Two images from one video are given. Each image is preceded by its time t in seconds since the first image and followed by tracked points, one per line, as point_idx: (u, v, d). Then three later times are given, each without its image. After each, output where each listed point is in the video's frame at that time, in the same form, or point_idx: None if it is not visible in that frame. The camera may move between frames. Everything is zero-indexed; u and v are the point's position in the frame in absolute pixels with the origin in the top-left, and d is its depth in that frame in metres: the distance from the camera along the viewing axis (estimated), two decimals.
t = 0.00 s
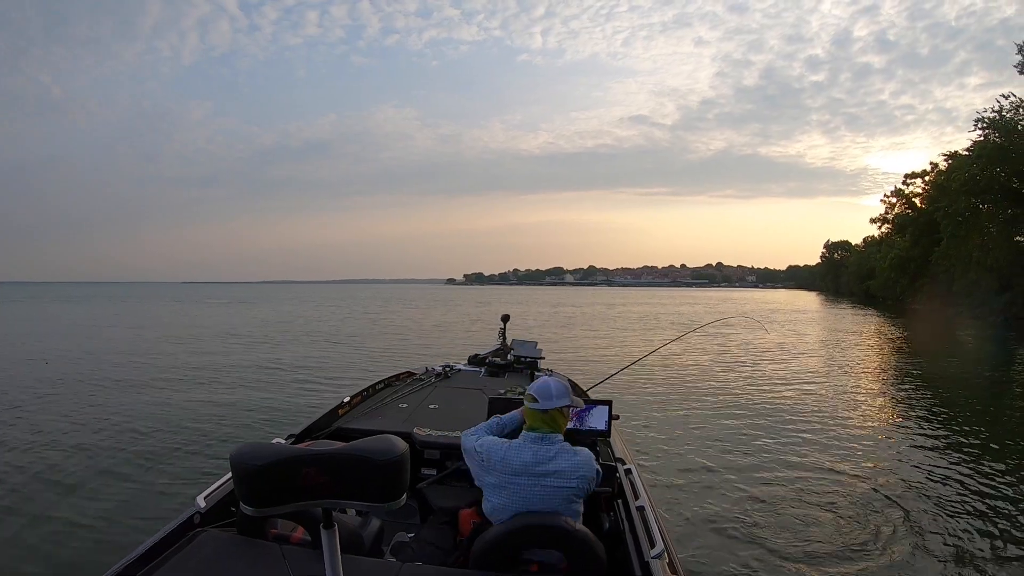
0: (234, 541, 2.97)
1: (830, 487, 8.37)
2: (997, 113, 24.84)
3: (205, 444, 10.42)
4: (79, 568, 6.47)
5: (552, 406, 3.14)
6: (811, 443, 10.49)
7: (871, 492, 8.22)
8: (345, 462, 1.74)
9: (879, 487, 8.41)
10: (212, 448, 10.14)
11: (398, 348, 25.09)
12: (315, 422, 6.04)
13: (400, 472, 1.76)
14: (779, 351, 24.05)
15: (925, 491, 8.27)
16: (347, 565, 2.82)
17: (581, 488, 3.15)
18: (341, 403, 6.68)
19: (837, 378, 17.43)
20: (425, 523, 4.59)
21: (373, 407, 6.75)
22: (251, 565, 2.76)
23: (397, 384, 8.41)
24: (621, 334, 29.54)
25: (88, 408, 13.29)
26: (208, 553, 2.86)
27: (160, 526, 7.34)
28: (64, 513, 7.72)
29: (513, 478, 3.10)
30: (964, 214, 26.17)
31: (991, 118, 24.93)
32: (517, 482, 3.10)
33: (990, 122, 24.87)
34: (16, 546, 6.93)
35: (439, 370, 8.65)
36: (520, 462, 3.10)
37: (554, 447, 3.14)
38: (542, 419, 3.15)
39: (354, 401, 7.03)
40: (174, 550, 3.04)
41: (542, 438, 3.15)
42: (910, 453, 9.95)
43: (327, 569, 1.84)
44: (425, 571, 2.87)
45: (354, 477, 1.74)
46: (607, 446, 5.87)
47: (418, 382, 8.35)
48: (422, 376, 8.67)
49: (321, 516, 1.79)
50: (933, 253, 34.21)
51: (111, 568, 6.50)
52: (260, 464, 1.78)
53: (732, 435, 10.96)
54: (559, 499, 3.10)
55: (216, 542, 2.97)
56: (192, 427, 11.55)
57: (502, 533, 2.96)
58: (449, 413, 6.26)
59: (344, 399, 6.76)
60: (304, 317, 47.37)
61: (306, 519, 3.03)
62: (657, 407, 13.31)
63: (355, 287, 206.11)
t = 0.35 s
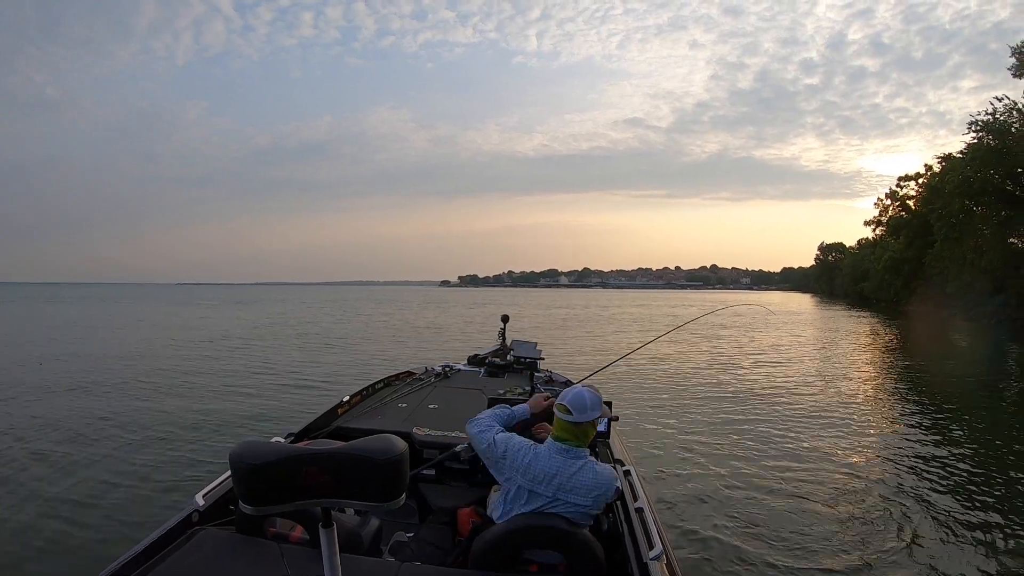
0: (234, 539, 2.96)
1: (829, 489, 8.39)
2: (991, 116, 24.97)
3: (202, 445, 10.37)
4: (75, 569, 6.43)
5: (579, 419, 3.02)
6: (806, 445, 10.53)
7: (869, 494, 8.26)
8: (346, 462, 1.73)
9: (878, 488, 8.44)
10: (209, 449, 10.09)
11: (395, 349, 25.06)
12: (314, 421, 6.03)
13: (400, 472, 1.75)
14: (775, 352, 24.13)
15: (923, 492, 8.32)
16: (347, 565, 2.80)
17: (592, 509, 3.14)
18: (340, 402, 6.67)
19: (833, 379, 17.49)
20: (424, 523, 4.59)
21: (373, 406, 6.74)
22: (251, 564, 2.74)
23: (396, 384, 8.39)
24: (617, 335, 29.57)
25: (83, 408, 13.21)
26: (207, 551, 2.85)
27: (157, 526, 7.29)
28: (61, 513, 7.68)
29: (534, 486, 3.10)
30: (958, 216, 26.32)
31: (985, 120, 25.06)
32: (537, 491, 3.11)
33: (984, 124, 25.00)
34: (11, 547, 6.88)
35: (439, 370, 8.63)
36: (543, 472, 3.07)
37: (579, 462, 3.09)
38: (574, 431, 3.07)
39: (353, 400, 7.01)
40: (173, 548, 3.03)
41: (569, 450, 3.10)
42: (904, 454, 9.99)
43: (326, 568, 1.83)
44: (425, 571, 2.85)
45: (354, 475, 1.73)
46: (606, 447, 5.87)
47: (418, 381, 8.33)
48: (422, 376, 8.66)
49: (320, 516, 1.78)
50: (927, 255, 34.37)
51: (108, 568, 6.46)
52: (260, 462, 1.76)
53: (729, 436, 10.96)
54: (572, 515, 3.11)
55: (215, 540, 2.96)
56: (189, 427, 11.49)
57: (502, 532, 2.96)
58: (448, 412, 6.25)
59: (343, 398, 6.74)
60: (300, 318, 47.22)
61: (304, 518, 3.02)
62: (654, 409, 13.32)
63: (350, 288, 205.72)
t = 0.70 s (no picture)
0: (229, 537, 2.95)
1: (825, 488, 8.37)
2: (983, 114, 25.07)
3: (197, 446, 10.32)
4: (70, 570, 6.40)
5: (599, 422, 3.00)
6: (802, 444, 10.53)
7: (866, 493, 8.25)
8: (343, 462, 1.72)
9: (874, 488, 8.43)
10: (205, 450, 10.05)
11: (391, 350, 25.01)
12: (311, 421, 6.01)
13: (397, 473, 1.75)
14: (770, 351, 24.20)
15: (919, 491, 8.32)
16: (342, 566, 2.79)
17: (597, 518, 3.09)
18: (337, 402, 6.66)
19: (827, 378, 17.53)
20: (420, 524, 4.60)
21: (370, 407, 6.73)
22: (245, 563, 2.73)
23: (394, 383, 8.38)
24: (613, 335, 29.62)
25: (78, 410, 13.14)
26: (202, 550, 2.83)
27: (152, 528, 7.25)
28: (57, 514, 7.65)
29: (542, 488, 3.10)
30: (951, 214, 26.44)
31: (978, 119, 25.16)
32: (545, 492, 3.10)
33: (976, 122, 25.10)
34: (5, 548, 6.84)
35: (436, 370, 8.64)
36: (552, 473, 3.09)
37: (590, 468, 3.07)
38: (590, 435, 3.05)
39: (350, 400, 7.00)
40: (167, 545, 3.01)
41: (581, 454, 3.07)
42: (900, 454, 9.98)
43: (320, 567, 1.82)
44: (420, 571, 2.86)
45: (350, 476, 1.73)
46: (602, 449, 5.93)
47: (415, 382, 8.34)
48: (419, 376, 8.67)
49: (315, 515, 1.77)
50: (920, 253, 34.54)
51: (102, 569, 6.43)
52: (255, 461, 1.74)
53: (722, 436, 10.93)
54: (578, 521, 3.08)
55: (210, 539, 2.94)
56: (184, 429, 11.45)
57: (499, 533, 2.97)
58: (446, 413, 6.25)
59: (340, 398, 6.73)
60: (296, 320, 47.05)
61: (299, 517, 3.00)
62: (650, 408, 13.35)
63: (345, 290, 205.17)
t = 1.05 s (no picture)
0: (228, 537, 2.94)
1: (824, 487, 8.29)
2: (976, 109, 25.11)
3: (196, 448, 10.30)
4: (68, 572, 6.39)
5: (617, 433, 2.98)
6: (802, 441, 10.49)
7: (865, 490, 8.22)
8: (342, 462, 1.72)
9: (874, 487, 8.35)
10: (203, 451, 10.03)
11: (388, 350, 24.98)
12: (309, 422, 5.99)
13: (396, 474, 1.74)
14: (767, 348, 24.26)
15: (919, 488, 8.29)
16: (340, 565, 2.78)
17: (601, 527, 3.08)
18: (335, 403, 6.64)
19: (824, 375, 17.56)
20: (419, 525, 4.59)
21: (369, 407, 6.71)
22: (244, 562, 2.72)
23: (393, 383, 8.36)
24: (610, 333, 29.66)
25: (74, 413, 13.10)
26: (201, 549, 2.82)
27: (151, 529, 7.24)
28: (55, 516, 7.64)
29: (550, 489, 3.09)
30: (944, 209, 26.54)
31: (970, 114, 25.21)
32: (554, 495, 3.09)
33: (969, 118, 25.13)
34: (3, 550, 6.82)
35: (436, 370, 8.63)
36: (564, 475, 3.07)
37: (603, 477, 3.06)
38: (607, 443, 3.04)
39: (349, 401, 6.98)
40: (165, 546, 3.00)
41: (597, 462, 3.07)
42: (899, 450, 9.95)
43: (318, 567, 1.81)
44: (418, 570, 2.84)
45: (349, 476, 1.72)
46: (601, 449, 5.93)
47: (414, 382, 8.33)
48: (419, 376, 8.67)
49: (313, 514, 1.77)
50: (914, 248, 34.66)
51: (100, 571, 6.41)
52: (253, 461, 1.74)
53: (721, 434, 10.90)
54: (581, 527, 3.07)
55: (209, 538, 2.93)
56: (181, 431, 11.41)
57: (500, 532, 2.96)
58: (445, 414, 6.23)
59: (339, 399, 6.71)
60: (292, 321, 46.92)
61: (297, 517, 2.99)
62: (648, 406, 13.36)
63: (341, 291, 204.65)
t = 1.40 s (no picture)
0: (232, 541, 2.93)
1: (826, 487, 8.23)
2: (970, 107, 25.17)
3: (196, 449, 10.27)
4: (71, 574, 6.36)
5: (634, 441, 2.99)
6: (800, 439, 10.52)
7: (864, 487, 8.26)
8: (343, 463, 1.71)
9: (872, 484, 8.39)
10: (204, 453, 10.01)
11: (386, 351, 24.93)
12: (312, 425, 5.97)
13: (399, 474, 1.74)
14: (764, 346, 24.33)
15: (917, 485, 8.33)
16: (346, 567, 2.77)
17: (608, 530, 3.09)
18: (337, 405, 6.62)
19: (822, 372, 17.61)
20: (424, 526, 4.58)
21: (371, 408, 6.70)
22: (248, 566, 2.71)
23: (394, 384, 8.35)
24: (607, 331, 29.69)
25: (73, 416, 13.05)
26: (207, 553, 2.82)
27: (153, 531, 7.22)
28: (56, 519, 7.61)
29: (561, 490, 3.11)
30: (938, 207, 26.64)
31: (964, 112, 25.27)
32: (564, 495, 3.11)
33: (963, 116, 25.18)
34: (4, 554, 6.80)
35: (437, 371, 8.63)
36: (577, 477, 3.09)
37: (615, 481, 3.07)
38: (621, 448, 3.05)
39: (351, 402, 6.96)
40: (171, 550, 2.99)
41: (610, 466, 3.08)
42: (898, 447, 9.99)
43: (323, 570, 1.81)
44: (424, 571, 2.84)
45: (351, 478, 1.71)
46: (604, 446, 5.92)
47: (416, 382, 8.32)
48: (420, 377, 8.66)
49: (317, 517, 1.77)
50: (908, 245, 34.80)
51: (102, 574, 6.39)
52: (256, 464, 1.75)
53: (719, 432, 10.94)
54: (589, 528, 3.09)
55: (214, 542, 2.92)
56: (181, 433, 11.37)
57: (508, 531, 2.97)
58: (448, 414, 6.22)
59: (342, 401, 6.70)
60: (289, 322, 46.77)
61: (301, 519, 2.97)
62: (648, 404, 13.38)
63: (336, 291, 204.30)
